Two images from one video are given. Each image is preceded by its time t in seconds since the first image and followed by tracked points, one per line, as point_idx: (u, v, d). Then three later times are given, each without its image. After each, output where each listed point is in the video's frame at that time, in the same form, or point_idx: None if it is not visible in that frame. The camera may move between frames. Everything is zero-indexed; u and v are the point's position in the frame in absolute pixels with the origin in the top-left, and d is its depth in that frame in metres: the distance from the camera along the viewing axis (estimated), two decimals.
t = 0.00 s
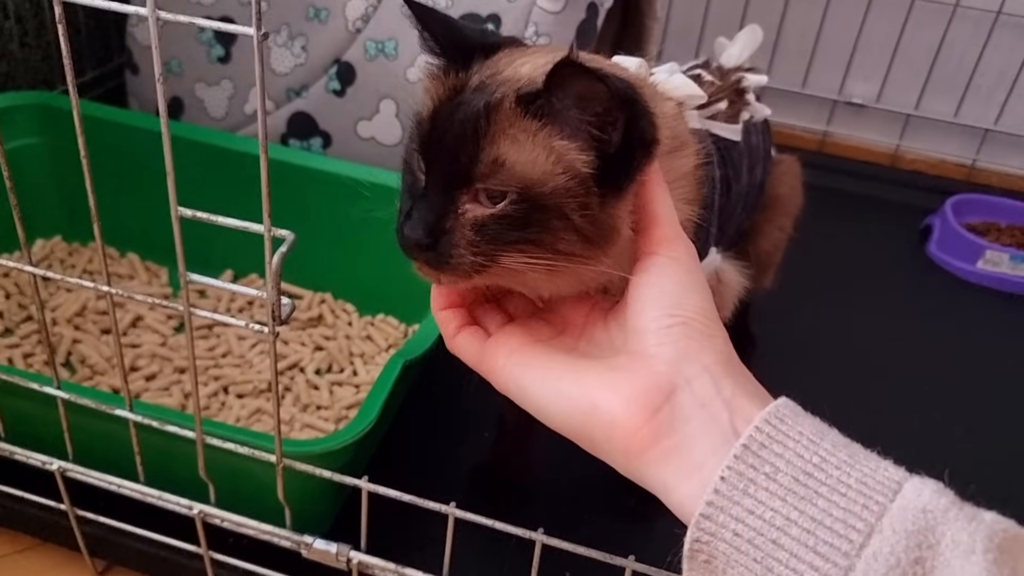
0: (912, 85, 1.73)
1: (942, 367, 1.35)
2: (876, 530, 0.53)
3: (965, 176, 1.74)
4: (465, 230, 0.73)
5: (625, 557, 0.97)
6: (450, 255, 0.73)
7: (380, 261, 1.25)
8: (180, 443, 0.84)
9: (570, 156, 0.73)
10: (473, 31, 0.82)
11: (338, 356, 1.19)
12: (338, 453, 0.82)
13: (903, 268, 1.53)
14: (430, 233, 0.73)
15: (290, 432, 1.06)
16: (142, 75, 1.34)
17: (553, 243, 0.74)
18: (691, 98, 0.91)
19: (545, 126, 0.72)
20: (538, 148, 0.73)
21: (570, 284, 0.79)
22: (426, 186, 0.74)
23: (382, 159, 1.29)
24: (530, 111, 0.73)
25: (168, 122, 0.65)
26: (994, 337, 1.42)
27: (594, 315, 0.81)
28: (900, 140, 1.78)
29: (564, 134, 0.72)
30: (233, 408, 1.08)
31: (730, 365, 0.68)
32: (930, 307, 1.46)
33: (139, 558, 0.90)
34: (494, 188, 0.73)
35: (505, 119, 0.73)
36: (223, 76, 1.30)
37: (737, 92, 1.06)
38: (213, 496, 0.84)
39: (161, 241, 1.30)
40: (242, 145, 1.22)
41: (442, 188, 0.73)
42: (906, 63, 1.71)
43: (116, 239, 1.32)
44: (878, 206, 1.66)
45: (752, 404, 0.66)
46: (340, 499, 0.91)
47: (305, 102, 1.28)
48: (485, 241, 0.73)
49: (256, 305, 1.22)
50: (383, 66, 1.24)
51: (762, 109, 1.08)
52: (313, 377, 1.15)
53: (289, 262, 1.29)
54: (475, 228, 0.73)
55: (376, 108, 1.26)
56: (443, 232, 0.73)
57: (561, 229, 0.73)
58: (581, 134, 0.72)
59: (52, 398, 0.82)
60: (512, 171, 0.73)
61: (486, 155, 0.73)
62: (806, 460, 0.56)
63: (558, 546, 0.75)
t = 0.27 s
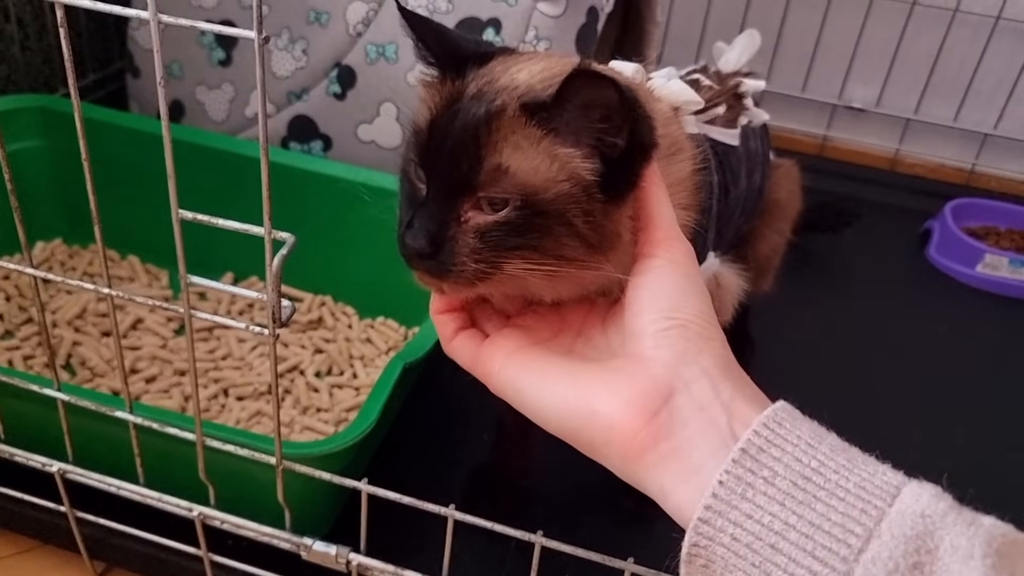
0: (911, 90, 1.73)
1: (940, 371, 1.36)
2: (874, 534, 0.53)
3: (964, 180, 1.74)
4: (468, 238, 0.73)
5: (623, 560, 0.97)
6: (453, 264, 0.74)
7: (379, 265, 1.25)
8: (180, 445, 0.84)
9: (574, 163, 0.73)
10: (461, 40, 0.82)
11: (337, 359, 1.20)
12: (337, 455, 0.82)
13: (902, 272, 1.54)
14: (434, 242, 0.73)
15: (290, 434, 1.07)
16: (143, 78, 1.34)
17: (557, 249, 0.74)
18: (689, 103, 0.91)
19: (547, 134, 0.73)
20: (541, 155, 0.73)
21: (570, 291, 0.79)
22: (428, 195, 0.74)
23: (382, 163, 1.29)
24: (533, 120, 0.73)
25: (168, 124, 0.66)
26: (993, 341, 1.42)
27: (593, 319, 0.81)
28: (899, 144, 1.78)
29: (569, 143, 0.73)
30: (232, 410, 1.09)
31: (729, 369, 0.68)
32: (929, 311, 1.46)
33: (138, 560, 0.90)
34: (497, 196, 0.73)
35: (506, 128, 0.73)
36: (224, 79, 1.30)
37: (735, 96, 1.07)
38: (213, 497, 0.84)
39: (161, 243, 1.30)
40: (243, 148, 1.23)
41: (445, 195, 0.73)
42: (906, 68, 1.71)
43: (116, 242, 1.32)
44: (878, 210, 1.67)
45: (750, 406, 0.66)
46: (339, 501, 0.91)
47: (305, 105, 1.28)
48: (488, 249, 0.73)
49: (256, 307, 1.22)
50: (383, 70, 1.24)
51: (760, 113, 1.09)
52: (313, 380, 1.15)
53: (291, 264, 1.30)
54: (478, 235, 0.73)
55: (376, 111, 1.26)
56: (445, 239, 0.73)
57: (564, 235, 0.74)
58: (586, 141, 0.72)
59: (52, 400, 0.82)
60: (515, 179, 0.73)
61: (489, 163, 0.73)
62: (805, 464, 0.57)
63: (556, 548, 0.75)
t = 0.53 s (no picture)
0: (911, 89, 1.73)
1: (939, 372, 1.36)
2: (874, 538, 0.53)
3: (964, 179, 1.74)
4: (456, 235, 0.73)
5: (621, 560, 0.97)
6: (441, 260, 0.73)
7: (377, 264, 1.25)
8: (178, 443, 0.84)
9: (562, 160, 0.73)
10: (453, 38, 0.82)
11: (336, 357, 1.20)
12: (336, 454, 0.82)
13: (901, 272, 1.53)
14: (422, 240, 0.73)
15: (288, 433, 1.06)
16: (142, 77, 1.34)
17: (545, 245, 0.74)
18: (684, 102, 0.91)
19: (535, 131, 0.73)
20: (529, 152, 0.73)
21: (561, 287, 0.79)
22: (416, 193, 0.74)
23: (381, 162, 1.29)
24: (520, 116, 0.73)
25: (166, 123, 0.65)
26: (993, 341, 1.42)
27: (589, 322, 0.81)
28: (899, 144, 1.78)
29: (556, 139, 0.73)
30: (231, 409, 1.09)
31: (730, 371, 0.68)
32: (929, 311, 1.46)
33: (136, 559, 0.90)
34: (485, 193, 0.73)
35: (493, 124, 0.73)
36: (223, 77, 1.30)
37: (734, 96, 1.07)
38: (211, 496, 0.84)
39: (160, 242, 1.30)
40: (242, 147, 1.23)
41: (433, 192, 0.73)
42: (906, 67, 1.71)
43: (115, 240, 1.32)
44: (877, 210, 1.66)
45: (749, 405, 0.66)
46: (338, 501, 0.91)
47: (305, 103, 1.28)
48: (477, 245, 0.73)
49: (254, 306, 1.22)
50: (383, 68, 1.24)
51: (758, 112, 1.08)
52: (311, 379, 1.15)
53: (290, 263, 1.29)
54: (467, 232, 0.73)
55: (375, 110, 1.26)
56: (433, 237, 0.73)
57: (553, 231, 0.74)
58: (574, 137, 0.72)
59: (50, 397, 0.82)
60: (502, 176, 0.73)
61: (476, 159, 0.73)
62: (805, 468, 0.57)
63: (554, 547, 0.75)
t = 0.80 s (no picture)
0: (912, 91, 1.73)
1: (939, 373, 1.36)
2: (872, 535, 0.52)
3: (964, 182, 1.74)
4: (469, 231, 0.73)
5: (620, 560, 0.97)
6: (456, 257, 0.73)
7: (378, 264, 1.25)
8: (178, 444, 0.84)
9: (574, 154, 0.74)
10: (460, 34, 0.82)
11: (336, 358, 1.20)
12: (335, 455, 0.82)
13: (901, 273, 1.53)
14: (435, 237, 0.73)
15: (288, 433, 1.06)
16: (142, 76, 1.34)
17: (560, 239, 0.74)
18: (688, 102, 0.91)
19: (547, 125, 0.73)
20: (542, 147, 0.74)
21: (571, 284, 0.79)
22: (428, 190, 0.74)
23: (382, 162, 1.29)
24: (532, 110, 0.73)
25: (166, 122, 0.65)
26: (992, 343, 1.42)
27: (588, 320, 0.81)
28: (899, 146, 1.77)
29: (569, 133, 0.74)
30: (231, 409, 1.08)
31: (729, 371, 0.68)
32: (928, 312, 1.46)
33: (135, 559, 0.90)
34: (497, 188, 0.73)
35: (505, 119, 0.73)
36: (223, 77, 1.30)
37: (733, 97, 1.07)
38: (210, 496, 0.84)
39: (160, 242, 1.30)
40: (243, 147, 1.23)
41: (446, 188, 0.73)
42: (906, 69, 1.71)
43: (115, 240, 1.32)
44: (877, 212, 1.66)
45: (748, 406, 0.66)
46: (337, 501, 0.91)
47: (305, 104, 1.28)
48: (490, 241, 0.73)
49: (254, 306, 1.22)
50: (383, 69, 1.24)
51: (757, 114, 1.08)
52: (311, 380, 1.15)
53: (290, 263, 1.29)
54: (480, 227, 0.73)
55: (376, 110, 1.25)
56: (447, 233, 0.73)
57: (567, 226, 0.74)
58: (586, 130, 0.73)
59: (49, 398, 0.82)
60: (516, 171, 0.73)
61: (489, 155, 0.73)
62: (803, 465, 0.57)
63: (553, 548, 0.75)
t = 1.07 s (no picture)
0: (909, 96, 1.73)
1: (936, 377, 1.36)
2: (868, 538, 0.53)
3: (961, 187, 1.75)
4: (432, 212, 0.74)
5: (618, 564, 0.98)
6: (416, 237, 0.74)
7: (376, 268, 1.25)
8: (177, 449, 0.84)
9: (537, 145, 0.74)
10: (464, 28, 0.83)
11: (335, 363, 1.20)
12: (334, 459, 0.82)
13: (899, 278, 1.54)
14: (401, 215, 0.74)
15: (286, 438, 1.07)
16: (142, 82, 1.35)
17: (517, 230, 0.74)
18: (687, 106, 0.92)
19: (511, 113, 0.74)
20: (504, 133, 0.74)
21: (550, 279, 0.79)
22: (400, 169, 0.76)
23: (381, 167, 1.29)
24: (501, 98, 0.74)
25: (166, 128, 0.66)
26: (990, 348, 1.42)
27: (585, 321, 0.81)
28: (897, 151, 1.78)
29: (534, 123, 0.73)
30: (229, 413, 1.09)
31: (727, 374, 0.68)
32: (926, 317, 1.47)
33: (135, 563, 0.90)
34: (461, 172, 0.74)
35: (475, 105, 0.74)
36: (223, 83, 1.31)
37: (733, 103, 1.06)
38: (210, 501, 0.84)
39: (160, 247, 1.30)
40: (243, 152, 1.23)
41: (413, 168, 0.75)
42: (904, 74, 1.71)
43: (114, 245, 1.32)
44: (875, 217, 1.67)
45: (746, 409, 0.66)
46: (337, 505, 0.92)
47: (304, 109, 1.28)
48: (452, 226, 0.74)
49: (254, 310, 1.22)
50: (382, 74, 1.24)
51: (757, 119, 1.08)
52: (310, 384, 1.15)
53: (290, 268, 1.30)
54: (442, 211, 0.74)
55: (375, 115, 1.26)
56: (412, 214, 0.74)
57: (524, 218, 0.74)
58: (547, 122, 0.73)
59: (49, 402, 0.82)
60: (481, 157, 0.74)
61: (455, 139, 0.74)
62: (800, 468, 0.57)
63: (551, 552, 0.75)
